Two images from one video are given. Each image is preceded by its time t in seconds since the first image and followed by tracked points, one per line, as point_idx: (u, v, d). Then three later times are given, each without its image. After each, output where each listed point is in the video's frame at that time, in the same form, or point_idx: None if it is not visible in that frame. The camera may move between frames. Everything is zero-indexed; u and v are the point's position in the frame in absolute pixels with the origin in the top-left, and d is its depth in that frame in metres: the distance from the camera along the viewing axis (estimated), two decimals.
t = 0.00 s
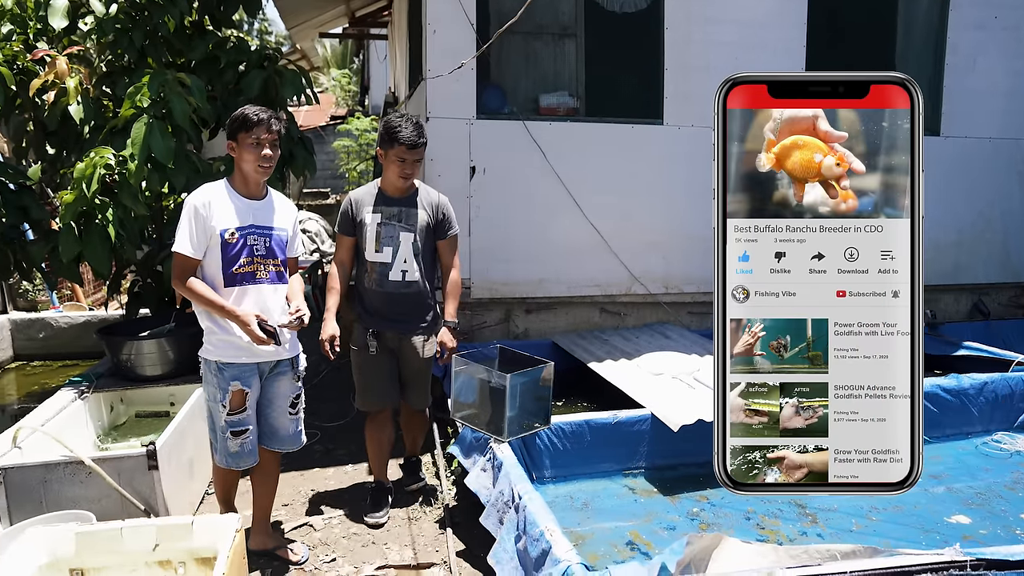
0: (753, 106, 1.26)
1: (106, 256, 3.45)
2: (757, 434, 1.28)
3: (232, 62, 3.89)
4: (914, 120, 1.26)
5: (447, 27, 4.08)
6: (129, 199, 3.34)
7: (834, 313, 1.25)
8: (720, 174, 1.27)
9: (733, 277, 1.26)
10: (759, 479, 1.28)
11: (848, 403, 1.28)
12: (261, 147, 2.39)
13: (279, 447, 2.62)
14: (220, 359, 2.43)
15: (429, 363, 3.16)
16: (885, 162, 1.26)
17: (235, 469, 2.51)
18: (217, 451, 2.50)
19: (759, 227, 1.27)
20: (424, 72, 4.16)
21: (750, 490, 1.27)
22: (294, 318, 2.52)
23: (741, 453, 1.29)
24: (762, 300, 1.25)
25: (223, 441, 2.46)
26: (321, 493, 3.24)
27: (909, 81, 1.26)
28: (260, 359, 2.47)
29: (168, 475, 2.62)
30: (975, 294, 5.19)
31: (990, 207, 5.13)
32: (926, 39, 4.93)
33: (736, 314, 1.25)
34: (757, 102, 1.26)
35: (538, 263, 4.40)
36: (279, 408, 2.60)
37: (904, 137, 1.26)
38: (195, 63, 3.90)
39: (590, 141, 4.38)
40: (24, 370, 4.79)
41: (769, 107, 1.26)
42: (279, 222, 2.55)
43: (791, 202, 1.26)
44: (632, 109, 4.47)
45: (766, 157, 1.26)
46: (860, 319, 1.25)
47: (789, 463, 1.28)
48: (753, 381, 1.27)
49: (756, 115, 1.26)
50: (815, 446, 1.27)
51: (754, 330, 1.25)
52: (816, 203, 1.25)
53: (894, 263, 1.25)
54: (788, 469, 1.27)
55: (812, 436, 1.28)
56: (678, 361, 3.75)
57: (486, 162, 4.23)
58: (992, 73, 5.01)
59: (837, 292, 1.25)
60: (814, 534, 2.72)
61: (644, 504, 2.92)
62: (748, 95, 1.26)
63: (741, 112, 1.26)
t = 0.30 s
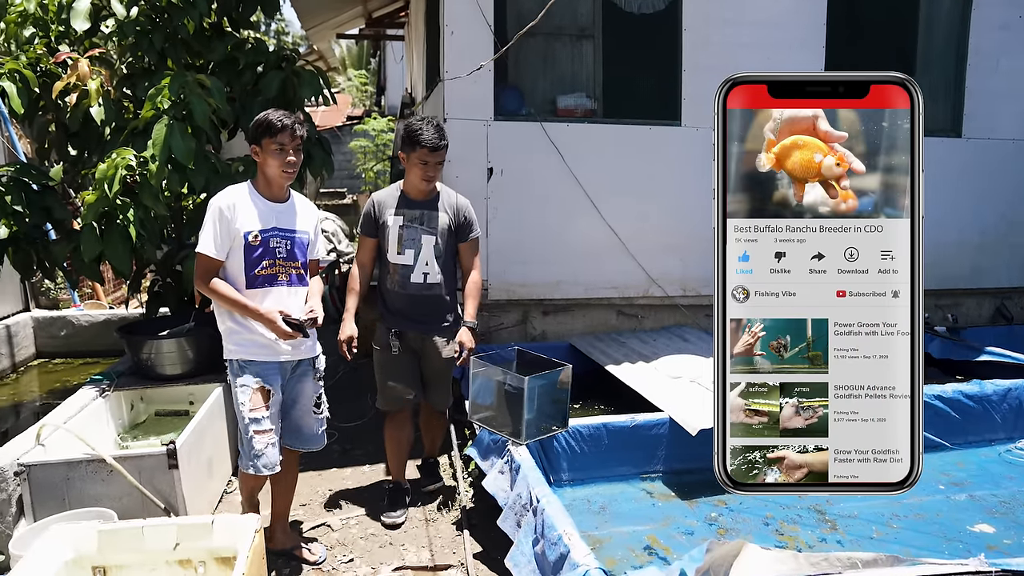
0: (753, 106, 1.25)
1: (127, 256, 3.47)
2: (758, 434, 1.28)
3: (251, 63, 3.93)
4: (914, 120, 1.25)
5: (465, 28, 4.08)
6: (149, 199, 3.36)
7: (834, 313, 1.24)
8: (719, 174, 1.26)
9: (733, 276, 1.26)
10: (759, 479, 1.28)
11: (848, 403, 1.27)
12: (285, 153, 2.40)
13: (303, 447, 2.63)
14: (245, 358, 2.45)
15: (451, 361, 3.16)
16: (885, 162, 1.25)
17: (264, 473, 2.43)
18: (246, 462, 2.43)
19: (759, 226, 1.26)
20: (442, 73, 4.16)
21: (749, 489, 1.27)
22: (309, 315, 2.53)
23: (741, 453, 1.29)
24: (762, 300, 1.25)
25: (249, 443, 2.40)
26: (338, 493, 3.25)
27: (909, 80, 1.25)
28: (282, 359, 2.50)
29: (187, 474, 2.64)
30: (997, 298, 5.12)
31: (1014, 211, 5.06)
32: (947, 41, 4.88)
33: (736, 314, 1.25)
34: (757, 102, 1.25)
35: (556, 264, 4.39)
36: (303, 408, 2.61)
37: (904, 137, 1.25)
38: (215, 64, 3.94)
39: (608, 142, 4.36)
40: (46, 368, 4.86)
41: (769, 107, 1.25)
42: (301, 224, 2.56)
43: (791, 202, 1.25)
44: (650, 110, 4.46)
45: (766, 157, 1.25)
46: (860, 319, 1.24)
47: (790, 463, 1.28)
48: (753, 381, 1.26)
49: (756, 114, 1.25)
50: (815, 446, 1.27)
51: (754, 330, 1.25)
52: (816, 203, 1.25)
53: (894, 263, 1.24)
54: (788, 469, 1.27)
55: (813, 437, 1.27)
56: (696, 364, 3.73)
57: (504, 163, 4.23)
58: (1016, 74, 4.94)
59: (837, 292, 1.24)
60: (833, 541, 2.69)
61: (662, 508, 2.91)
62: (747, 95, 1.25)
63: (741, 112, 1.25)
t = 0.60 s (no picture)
0: (753, 106, 1.26)
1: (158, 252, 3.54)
2: (757, 434, 1.29)
3: (280, 63, 3.98)
4: (915, 120, 1.25)
5: (493, 28, 4.08)
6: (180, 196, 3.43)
7: (833, 313, 1.25)
8: (719, 174, 1.27)
9: (733, 277, 1.26)
10: (759, 479, 1.29)
11: (848, 403, 1.28)
12: (315, 152, 2.43)
13: (327, 443, 2.65)
14: (274, 350, 2.47)
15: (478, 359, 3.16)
16: (886, 162, 1.26)
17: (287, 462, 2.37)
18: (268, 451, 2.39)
19: (759, 227, 1.27)
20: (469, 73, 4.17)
21: (749, 489, 1.28)
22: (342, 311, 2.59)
23: (741, 452, 1.30)
24: (761, 300, 1.26)
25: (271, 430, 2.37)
26: (362, 489, 3.27)
27: (910, 80, 1.25)
28: (312, 353, 2.54)
29: (213, 470, 2.67)
30: None
31: None
32: (981, 40, 4.78)
33: (736, 314, 1.26)
34: (757, 102, 1.26)
35: (582, 263, 4.37)
36: (328, 404, 2.64)
37: (905, 137, 1.26)
38: (245, 64, 4.00)
39: (635, 143, 4.33)
40: (79, 362, 4.97)
41: (769, 107, 1.25)
42: (329, 221, 2.59)
43: (791, 202, 1.26)
44: (677, 111, 4.42)
45: (766, 157, 1.26)
46: (860, 319, 1.25)
47: (789, 463, 1.28)
48: (753, 381, 1.28)
49: (756, 114, 1.25)
50: (814, 446, 1.28)
51: (754, 330, 1.26)
52: (817, 203, 1.26)
53: (894, 263, 1.25)
54: (788, 469, 1.28)
55: (812, 437, 1.28)
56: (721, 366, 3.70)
57: (531, 163, 4.23)
58: None
59: (837, 292, 1.25)
60: (859, 545, 2.64)
61: (685, 509, 2.88)
62: (748, 95, 1.26)
63: (741, 111, 1.26)
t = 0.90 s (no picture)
0: (753, 106, 1.23)
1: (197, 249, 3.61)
2: (757, 434, 1.27)
3: (318, 62, 4.03)
4: (915, 120, 1.22)
5: (528, 27, 4.08)
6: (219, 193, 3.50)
7: (834, 313, 1.23)
8: (719, 174, 1.24)
9: (732, 276, 1.24)
10: (759, 480, 1.26)
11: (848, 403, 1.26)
12: (350, 147, 2.44)
13: (361, 438, 2.69)
14: (309, 350, 2.48)
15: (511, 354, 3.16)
16: (885, 162, 1.23)
17: (312, 465, 2.48)
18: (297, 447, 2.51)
19: (758, 226, 1.24)
20: (504, 71, 4.18)
21: (750, 490, 1.25)
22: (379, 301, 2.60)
23: (741, 453, 1.27)
24: (761, 300, 1.23)
25: (301, 432, 2.47)
26: (394, 484, 3.29)
27: (910, 81, 1.22)
28: (347, 350, 2.54)
29: (249, 460, 2.72)
30: None
31: None
32: None
33: (736, 314, 1.23)
34: (757, 102, 1.23)
35: (616, 262, 4.34)
36: (363, 400, 2.67)
37: (905, 137, 1.23)
38: (284, 63, 4.05)
39: (669, 140, 4.28)
40: (122, 356, 5.10)
41: (769, 107, 1.23)
42: (363, 218, 2.62)
43: (791, 202, 1.24)
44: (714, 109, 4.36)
45: (766, 157, 1.23)
46: (860, 318, 1.23)
47: (789, 463, 1.26)
48: (753, 381, 1.25)
49: (756, 114, 1.23)
50: (815, 446, 1.26)
51: (754, 330, 1.23)
52: (816, 203, 1.23)
53: (894, 263, 1.23)
54: (788, 469, 1.25)
55: (812, 437, 1.26)
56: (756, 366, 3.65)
57: (565, 162, 4.21)
58: None
59: (837, 291, 1.23)
60: (897, 550, 2.57)
61: (718, 510, 2.84)
62: (748, 95, 1.23)
63: (741, 112, 1.23)
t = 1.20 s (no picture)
0: (753, 106, 1.21)
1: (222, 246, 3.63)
2: (757, 434, 1.23)
3: (344, 62, 4.06)
4: (915, 120, 1.20)
5: (553, 26, 4.06)
6: (244, 191, 3.54)
7: (834, 313, 1.20)
8: (718, 174, 1.22)
9: (732, 276, 1.21)
10: (759, 480, 1.23)
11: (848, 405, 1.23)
12: (372, 145, 2.45)
13: (380, 436, 2.70)
14: (332, 348, 2.51)
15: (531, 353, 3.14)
16: (885, 162, 1.21)
17: (334, 463, 2.48)
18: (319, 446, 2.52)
19: (758, 227, 1.22)
20: (529, 70, 4.17)
21: (749, 490, 1.22)
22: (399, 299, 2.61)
23: (741, 453, 1.24)
24: (761, 301, 1.20)
25: (322, 430, 2.47)
26: (414, 482, 3.31)
27: (910, 80, 1.19)
28: (367, 349, 2.55)
29: (271, 456, 2.75)
30: None
31: None
32: None
33: (736, 314, 1.20)
34: (757, 102, 1.21)
35: (640, 263, 4.31)
36: (383, 398, 2.68)
37: (905, 137, 1.20)
38: (310, 63, 4.07)
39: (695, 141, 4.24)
40: (149, 352, 5.20)
41: (769, 107, 1.21)
42: (385, 217, 2.62)
43: (791, 202, 1.22)
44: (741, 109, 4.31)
45: (766, 158, 1.21)
46: (860, 319, 1.20)
47: (789, 463, 1.22)
48: (753, 381, 1.22)
49: (756, 114, 1.21)
50: (815, 446, 1.22)
51: (753, 330, 1.20)
52: (816, 203, 1.21)
53: (894, 263, 1.20)
54: (788, 469, 1.22)
55: (813, 437, 1.23)
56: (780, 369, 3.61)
57: (589, 162, 4.19)
58: None
59: (837, 292, 1.20)
60: (922, 558, 2.51)
61: (738, 513, 2.81)
62: (748, 95, 1.21)
63: (741, 112, 1.21)
